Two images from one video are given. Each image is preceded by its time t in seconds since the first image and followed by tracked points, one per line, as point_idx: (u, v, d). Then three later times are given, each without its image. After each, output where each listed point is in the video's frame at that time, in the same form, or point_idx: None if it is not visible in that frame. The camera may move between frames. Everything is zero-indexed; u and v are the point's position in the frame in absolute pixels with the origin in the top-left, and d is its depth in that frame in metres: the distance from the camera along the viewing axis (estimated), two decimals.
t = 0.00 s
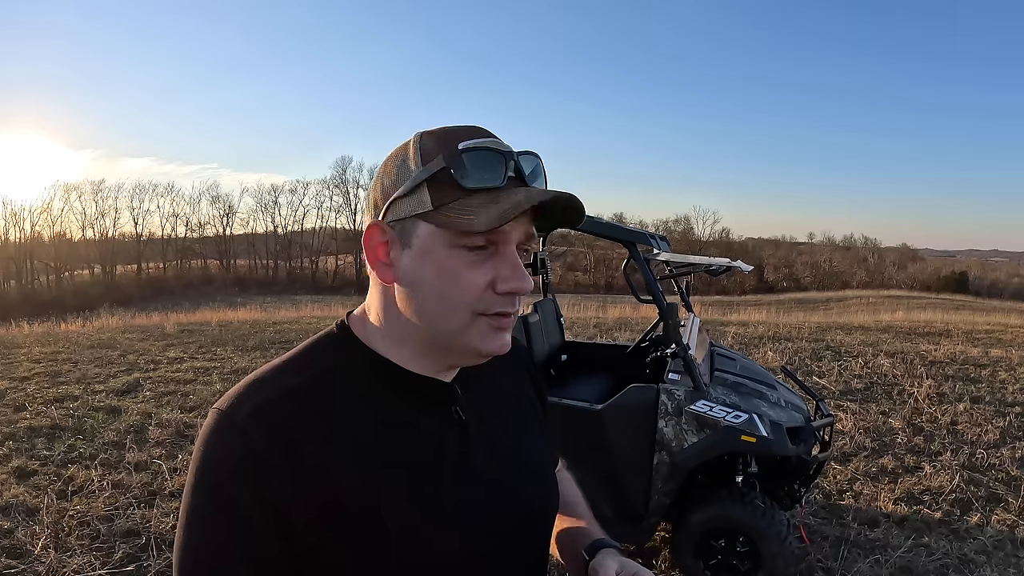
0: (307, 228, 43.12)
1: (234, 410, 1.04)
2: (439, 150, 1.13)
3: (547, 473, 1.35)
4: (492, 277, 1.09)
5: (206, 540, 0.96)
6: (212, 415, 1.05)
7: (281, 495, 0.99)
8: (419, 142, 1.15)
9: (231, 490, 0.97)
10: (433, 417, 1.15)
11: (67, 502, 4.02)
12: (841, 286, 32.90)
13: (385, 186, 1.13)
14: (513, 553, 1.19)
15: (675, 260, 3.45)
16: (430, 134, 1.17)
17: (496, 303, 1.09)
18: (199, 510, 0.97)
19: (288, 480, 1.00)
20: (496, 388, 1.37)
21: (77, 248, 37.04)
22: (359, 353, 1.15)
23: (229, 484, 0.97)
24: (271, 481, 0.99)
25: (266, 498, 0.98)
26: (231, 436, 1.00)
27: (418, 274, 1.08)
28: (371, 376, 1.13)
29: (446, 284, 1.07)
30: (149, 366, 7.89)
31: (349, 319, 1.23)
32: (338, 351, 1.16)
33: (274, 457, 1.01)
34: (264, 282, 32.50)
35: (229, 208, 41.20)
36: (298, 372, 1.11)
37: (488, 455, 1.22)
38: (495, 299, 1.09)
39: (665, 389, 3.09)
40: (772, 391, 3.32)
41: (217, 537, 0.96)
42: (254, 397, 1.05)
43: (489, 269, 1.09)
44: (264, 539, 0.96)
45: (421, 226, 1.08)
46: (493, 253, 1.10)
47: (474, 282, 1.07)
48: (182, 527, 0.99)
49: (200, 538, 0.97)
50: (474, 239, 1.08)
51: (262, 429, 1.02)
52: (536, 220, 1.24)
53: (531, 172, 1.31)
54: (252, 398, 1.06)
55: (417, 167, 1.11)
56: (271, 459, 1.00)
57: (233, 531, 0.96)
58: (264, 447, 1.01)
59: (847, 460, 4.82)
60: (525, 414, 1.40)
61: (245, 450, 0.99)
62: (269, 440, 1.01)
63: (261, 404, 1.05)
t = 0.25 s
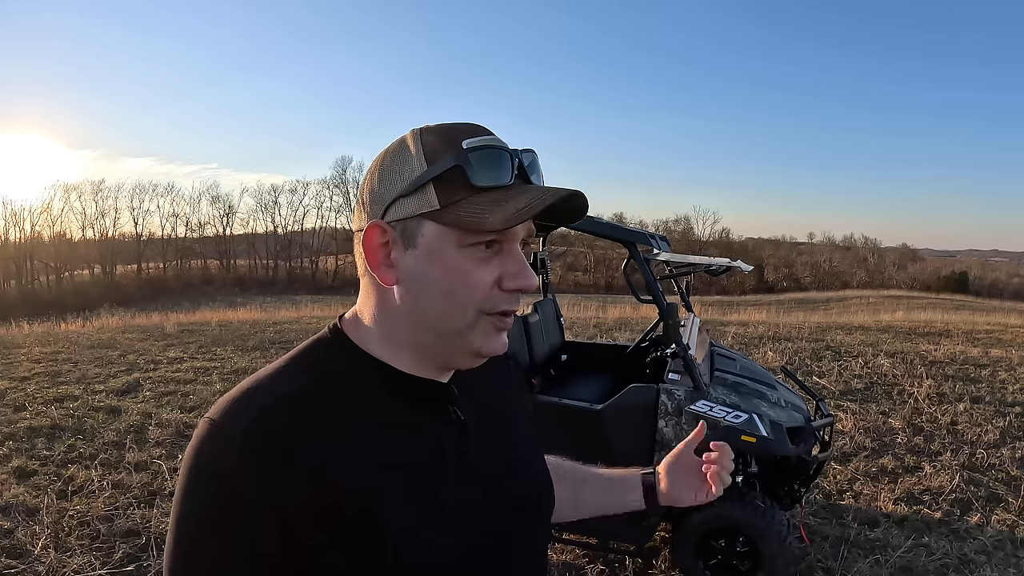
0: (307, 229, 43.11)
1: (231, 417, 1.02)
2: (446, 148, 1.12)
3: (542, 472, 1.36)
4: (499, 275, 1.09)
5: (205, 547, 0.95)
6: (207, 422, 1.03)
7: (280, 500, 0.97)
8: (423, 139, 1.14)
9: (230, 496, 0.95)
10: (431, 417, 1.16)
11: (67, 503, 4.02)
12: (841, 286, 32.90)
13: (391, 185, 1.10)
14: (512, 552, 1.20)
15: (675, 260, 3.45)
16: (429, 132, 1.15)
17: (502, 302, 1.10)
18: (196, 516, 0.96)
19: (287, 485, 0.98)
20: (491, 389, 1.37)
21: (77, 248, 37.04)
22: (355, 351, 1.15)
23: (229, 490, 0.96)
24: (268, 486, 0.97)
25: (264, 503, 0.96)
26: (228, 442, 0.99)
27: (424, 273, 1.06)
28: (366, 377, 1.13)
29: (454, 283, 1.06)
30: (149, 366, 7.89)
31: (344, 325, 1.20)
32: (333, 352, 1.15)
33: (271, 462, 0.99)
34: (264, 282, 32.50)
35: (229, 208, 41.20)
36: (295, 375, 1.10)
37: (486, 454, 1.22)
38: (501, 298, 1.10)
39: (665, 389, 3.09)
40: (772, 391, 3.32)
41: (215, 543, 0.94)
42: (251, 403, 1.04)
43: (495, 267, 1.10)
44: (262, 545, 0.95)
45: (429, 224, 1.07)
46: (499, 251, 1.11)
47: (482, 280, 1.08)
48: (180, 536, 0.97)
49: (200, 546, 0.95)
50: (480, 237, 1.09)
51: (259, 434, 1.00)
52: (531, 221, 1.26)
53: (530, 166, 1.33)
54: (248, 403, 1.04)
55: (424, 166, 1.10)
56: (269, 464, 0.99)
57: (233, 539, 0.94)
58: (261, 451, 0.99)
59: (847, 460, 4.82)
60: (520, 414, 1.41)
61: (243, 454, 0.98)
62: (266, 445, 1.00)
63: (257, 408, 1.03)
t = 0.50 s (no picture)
0: (307, 229, 43.11)
1: (231, 422, 1.00)
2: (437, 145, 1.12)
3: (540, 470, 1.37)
4: (494, 272, 1.10)
5: (208, 556, 0.93)
6: (205, 429, 1.01)
7: (284, 504, 0.96)
8: (413, 138, 1.13)
9: (234, 503, 0.94)
10: (432, 417, 1.16)
11: (67, 503, 4.02)
12: (841, 286, 32.88)
13: (384, 184, 1.10)
14: (514, 549, 1.21)
15: (675, 260, 3.46)
16: (420, 131, 1.15)
17: (498, 298, 1.10)
18: (199, 524, 0.94)
19: (291, 489, 0.98)
20: (490, 387, 1.38)
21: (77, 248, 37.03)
22: (355, 350, 1.15)
23: (233, 496, 0.94)
24: (272, 490, 0.96)
25: (269, 507, 0.95)
26: (229, 448, 0.97)
27: (420, 272, 1.06)
28: (366, 377, 1.13)
29: (450, 280, 1.06)
30: (149, 366, 7.88)
31: (340, 326, 1.19)
32: (333, 352, 1.15)
33: (273, 467, 0.98)
34: (264, 282, 32.49)
35: (229, 208, 41.22)
36: (292, 379, 1.09)
37: (487, 453, 1.23)
38: (497, 294, 1.10)
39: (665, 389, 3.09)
40: (772, 391, 3.32)
41: (220, 551, 0.93)
42: (251, 406, 1.03)
43: (490, 263, 1.10)
44: (267, 550, 0.94)
45: (423, 223, 1.07)
46: (492, 247, 1.12)
47: (478, 277, 1.08)
48: (183, 544, 0.96)
49: (202, 555, 0.93)
50: (475, 234, 1.09)
51: (260, 439, 0.99)
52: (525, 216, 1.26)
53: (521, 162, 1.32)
54: (248, 408, 1.03)
55: (416, 164, 1.10)
56: (271, 469, 0.98)
57: (237, 545, 0.93)
58: (263, 456, 0.98)
59: (847, 460, 4.82)
60: (518, 414, 1.41)
61: (245, 459, 0.97)
62: (267, 449, 0.98)
63: (257, 412, 1.02)
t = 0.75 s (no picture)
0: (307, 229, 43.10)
1: (232, 423, 1.00)
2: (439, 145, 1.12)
3: (541, 469, 1.37)
4: (499, 267, 1.10)
5: (210, 557, 0.93)
6: (207, 431, 1.01)
7: (286, 505, 0.96)
8: (415, 138, 1.13)
9: (235, 504, 0.94)
10: (434, 416, 1.16)
11: (67, 502, 4.01)
12: (841, 286, 32.88)
13: (387, 183, 1.09)
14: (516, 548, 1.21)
15: (675, 260, 3.46)
16: (421, 130, 1.15)
17: (503, 293, 1.11)
18: (200, 526, 0.94)
19: (292, 490, 0.97)
20: (491, 387, 1.38)
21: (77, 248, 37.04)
22: (356, 350, 1.15)
23: (235, 496, 0.94)
24: (273, 490, 0.96)
25: (271, 508, 0.95)
26: (229, 448, 0.97)
27: (424, 269, 1.06)
28: (367, 376, 1.12)
29: (455, 276, 1.07)
30: (149, 366, 7.89)
31: (341, 327, 1.19)
32: (334, 352, 1.14)
33: (274, 468, 0.98)
34: (264, 282, 32.49)
35: (229, 208, 41.22)
36: (293, 380, 1.09)
37: (489, 453, 1.23)
38: (502, 289, 1.11)
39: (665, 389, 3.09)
40: (772, 391, 3.32)
41: (221, 552, 0.93)
42: (252, 407, 1.02)
43: (495, 258, 1.11)
44: (269, 551, 0.94)
45: (428, 218, 1.07)
46: (497, 243, 1.11)
47: (483, 272, 1.08)
48: (184, 545, 0.96)
49: (204, 557, 0.93)
50: (480, 228, 1.09)
51: (261, 439, 0.99)
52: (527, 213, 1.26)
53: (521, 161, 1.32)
54: (249, 409, 1.03)
55: (420, 162, 1.10)
56: (272, 470, 0.97)
57: (239, 546, 0.93)
58: (264, 457, 0.98)
59: (847, 460, 4.82)
60: (518, 413, 1.41)
61: (247, 459, 0.97)
62: (269, 450, 0.98)
63: (258, 413, 1.02)
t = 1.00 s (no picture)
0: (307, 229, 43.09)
1: (235, 423, 1.00)
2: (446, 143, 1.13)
3: (543, 468, 1.37)
4: (501, 262, 1.10)
5: (213, 558, 0.93)
6: (210, 432, 1.01)
7: (290, 505, 0.96)
8: (421, 135, 1.13)
9: (239, 505, 0.94)
10: (436, 416, 1.16)
11: (67, 502, 4.01)
12: (841, 286, 32.88)
13: (390, 180, 1.09)
14: (520, 547, 1.21)
15: (675, 260, 3.46)
16: (425, 128, 1.15)
17: (505, 289, 1.11)
18: (204, 526, 0.95)
19: (295, 491, 0.97)
20: (493, 385, 1.38)
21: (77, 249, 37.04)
22: (358, 348, 1.14)
23: (238, 495, 0.94)
24: (276, 490, 0.96)
25: (275, 508, 0.95)
26: (232, 450, 0.97)
27: (427, 264, 1.06)
28: (369, 376, 1.12)
29: (458, 271, 1.07)
30: (149, 366, 7.89)
31: (344, 324, 1.19)
32: (336, 352, 1.14)
33: (277, 468, 0.98)
34: (264, 282, 32.49)
35: (229, 208, 41.23)
36: (295, 380, 1.09)
37: (491, 451, 1.23)
38: (503, 285, 1.11)
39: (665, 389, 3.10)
40: (772, 391, 3.32)
41: (224, 552, 0.93)
42: (256, 407, 1.02)
43: (497, 254, 1.11)
44: (272, 551, 0.94)
45: (432, 213, 1.07)
46: (499, 239, 1.12)
47: (485, 267, 1.09)
48: (188, 544, 0.96)
49: (208, 556, 0.94)
50: (482, 224, 1.10)
51: (264, 440, 0.99)
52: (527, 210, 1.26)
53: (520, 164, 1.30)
54: (251, 409, 1.03)
55: (423, 159, 1.10)
56: (274, 470, 0.97)
57: (242, 547, 0.93)
58: (267, 457, 0.98)
59: (847, 460, 4.82)
60: (520, 412, 1.41)
61: (249, 460, 0.97)
62: (272, 450, 0.98)
63: (261, 413, 1.02)
